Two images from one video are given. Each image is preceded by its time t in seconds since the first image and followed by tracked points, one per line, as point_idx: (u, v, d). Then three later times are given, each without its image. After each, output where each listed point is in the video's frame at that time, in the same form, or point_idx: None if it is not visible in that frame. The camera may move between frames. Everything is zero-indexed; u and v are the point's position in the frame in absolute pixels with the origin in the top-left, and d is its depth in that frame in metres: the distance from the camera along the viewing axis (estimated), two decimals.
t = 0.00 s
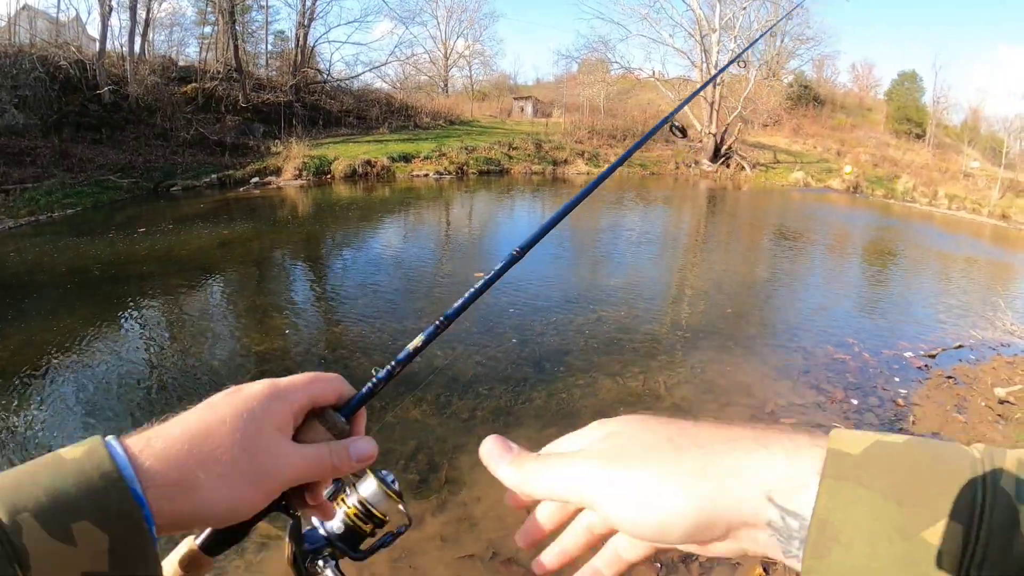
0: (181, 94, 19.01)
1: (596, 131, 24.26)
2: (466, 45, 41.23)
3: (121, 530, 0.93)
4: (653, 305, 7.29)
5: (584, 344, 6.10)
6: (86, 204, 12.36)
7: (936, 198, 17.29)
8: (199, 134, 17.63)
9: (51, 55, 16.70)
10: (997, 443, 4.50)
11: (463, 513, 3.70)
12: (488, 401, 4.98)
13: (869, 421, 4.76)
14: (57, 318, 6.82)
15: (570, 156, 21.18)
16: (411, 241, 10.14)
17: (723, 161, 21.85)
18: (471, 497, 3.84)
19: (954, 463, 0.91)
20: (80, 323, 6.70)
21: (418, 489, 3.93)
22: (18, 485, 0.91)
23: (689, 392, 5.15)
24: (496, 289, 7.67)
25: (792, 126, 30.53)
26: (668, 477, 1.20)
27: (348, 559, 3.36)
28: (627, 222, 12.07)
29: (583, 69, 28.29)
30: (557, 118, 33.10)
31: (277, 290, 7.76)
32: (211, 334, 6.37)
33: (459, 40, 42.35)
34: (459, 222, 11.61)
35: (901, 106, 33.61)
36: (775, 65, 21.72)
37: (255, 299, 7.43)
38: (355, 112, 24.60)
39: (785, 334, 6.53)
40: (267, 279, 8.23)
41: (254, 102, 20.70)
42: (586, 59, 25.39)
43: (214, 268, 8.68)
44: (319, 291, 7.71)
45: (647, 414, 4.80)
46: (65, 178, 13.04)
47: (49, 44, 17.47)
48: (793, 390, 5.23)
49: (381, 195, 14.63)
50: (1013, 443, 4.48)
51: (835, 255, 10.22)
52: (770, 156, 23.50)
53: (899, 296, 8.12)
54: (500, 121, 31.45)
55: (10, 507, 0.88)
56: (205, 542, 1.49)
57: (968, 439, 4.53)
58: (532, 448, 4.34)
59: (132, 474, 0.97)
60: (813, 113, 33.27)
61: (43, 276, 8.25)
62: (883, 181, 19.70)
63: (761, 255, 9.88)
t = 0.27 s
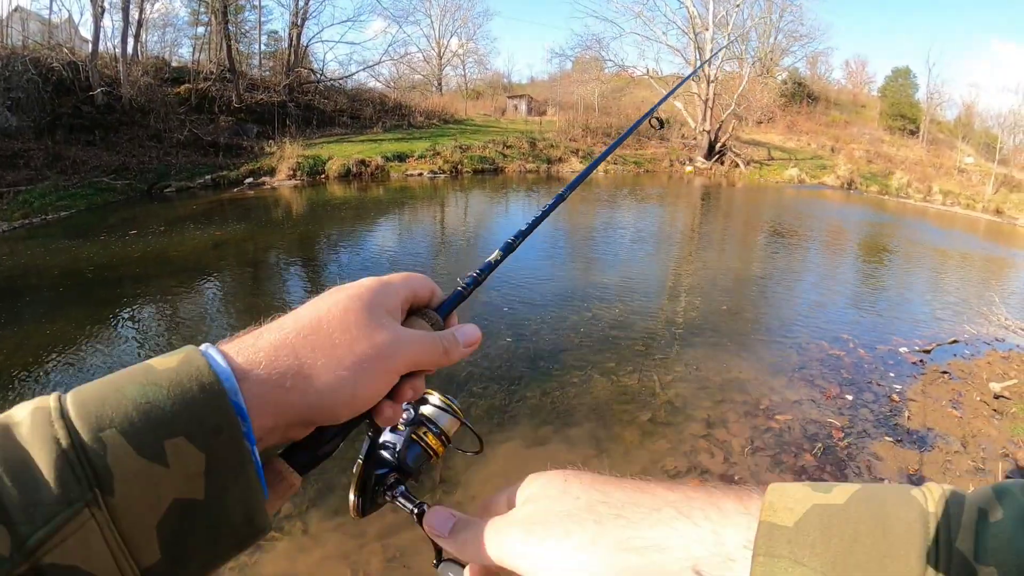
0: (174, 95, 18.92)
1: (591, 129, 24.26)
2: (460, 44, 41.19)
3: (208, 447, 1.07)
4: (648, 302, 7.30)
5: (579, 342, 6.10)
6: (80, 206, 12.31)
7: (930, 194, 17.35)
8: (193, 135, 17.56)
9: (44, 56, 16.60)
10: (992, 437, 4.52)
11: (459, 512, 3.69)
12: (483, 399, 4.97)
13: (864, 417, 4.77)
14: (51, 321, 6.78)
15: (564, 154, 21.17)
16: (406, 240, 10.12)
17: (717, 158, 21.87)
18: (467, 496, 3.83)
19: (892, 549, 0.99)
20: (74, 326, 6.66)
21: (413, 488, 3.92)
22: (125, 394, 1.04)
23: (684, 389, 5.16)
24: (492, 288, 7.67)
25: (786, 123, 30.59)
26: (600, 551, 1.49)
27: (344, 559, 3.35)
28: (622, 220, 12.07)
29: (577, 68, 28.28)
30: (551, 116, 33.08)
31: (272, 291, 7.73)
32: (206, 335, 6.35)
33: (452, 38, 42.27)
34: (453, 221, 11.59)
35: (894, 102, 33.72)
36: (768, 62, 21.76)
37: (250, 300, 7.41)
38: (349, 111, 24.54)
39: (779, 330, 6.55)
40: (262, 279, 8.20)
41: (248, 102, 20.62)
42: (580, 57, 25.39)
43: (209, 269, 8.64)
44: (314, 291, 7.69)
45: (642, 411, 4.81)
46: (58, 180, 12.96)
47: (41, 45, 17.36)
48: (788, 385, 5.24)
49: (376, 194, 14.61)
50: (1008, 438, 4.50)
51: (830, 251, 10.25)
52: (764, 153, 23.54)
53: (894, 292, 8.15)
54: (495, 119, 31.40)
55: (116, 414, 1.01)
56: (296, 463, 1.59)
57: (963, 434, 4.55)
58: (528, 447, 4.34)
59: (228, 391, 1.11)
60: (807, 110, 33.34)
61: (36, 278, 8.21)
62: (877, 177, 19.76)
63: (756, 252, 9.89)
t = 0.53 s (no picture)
0: (169, 95, 18.85)
1: (587, 127, 24.26)
2: (455, 43, 41.16)
3: (211, 454, 1.03)
4: (645, 300, 7.30)
5: (575, 340, 6.09)
6: (75, 207, 12.26)
7: (926, 190, 17.40)
8: (188, 135, 17.49)
9: (38, 58, 16.51)
10: (989, 432, 4.52)
11: (455, 511, 3.68)
12: (479, 398, 4.96)
13: (860, 413, 4.77)
14: (47, 324, 6.75)
15: (560, 153, 21.16)
16: (402, 240, 10.10)
17: (713, 155, 21.89)
18: (464, 495, 3.82)
19: (889, 565, 1.01)
20: (71, 328, 6.63)
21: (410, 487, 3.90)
22: (121, 400, 1.00)
23: (680, 386, 5.16)
24: (488, 287, 7.65)
25: (781, 120, 30.64)
26: None
27: (342, 559, 3.34)
28: (618, 217, 12.07)
29: (573, 66, 28.25)
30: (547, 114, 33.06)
31: (268, 291, 7.71)
32: (202, 337, 6.33)
33: (448, 37, 42.25)
34: (449, 220, 11.58)
35: (890, 98, 33.80)
36: (763, 59, 21.78)
37: (246, 300, 7.39)
38: (345, 110, 24.49)
39: (776, 326, 6.56)
40: (258, 280, 8.17)
41: (243, 102, 20.55)
42: (576, 55, 25.36)
43: (205, 270, 8.61)
44: (310, 291, 7.67)
45: (638, 408, 4.81)
46: (54, 182, 12.90)
47: (35, 47, 17.27)
48: (784, 382, 5.24)
49: (372, 193, 14.57)
50: (1005, 433, 4.50)
51: (826, 247, 10.26)
52: (760, 150, 23.56)
53: (890, 288, 8.16)
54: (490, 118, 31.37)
55: (112, 421, 0.98)
56: (306, 460, 1.51)
57: (960, 429, 4.55)
58: (525, 445, 4.33)
59: (234, 395, 1.07)
60: (803, 106, 33.40)
61: (30, 281, 8.17)
62: (872, 173, 19.81)
63: (752, 249, 9.89)
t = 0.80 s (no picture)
0: (164, 96, 18.78)
1: (583, 125, 24.25)
2: (451, 42, 41.12)
3: (184, 468, 1.03)
4: (641, 297, 7.30)
5: (572, 338, 6.09)
6: (71, 210, 12.21)
7: (921, 186, 17.45)
8: (183, 136, 17.43)
9: (32, 60, 16.43)
10: (986, 427, 4.53)
11: (453, 510, 3.67)
12: (476, 397, 4.96)
13: (857, 408, 4.78)
14: (44, 326, 6.72)
15: (556, 151, 21.15)
16: (398, 239, 10.08)
17: (709, 153, 21.91)
18: (462, 494, 3.81)
19: (912, 551, 1.08)
20: (68, 330, 6.60)
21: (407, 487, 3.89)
22: (91, 412, 1.00)
23: (677, 384, 5.16)
24: (485, 286, 7.65)
25: (777, 117, 30.68)
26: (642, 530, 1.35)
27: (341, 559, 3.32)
28: (615, 215, 12.08)
29: (569, 65, 28.26)
30: (543, 113, 33.06)
31: (264, 292, 7.69)
32: (200, 338, 6.31)
33: (442, 36, 42.19)
34: (446, 220, 11.56)
35: (885, 95, 33.89)
36: (759, 57, 21.81)
37: (243, 301, 7.37)
38: (340, 111, 24.44)
39: (773, 323, 6.56)
40: (255, 280, 8.15)
41: (238, 103, 20.49)
42: (571, 54, 25.36)
43: (202, 271, 8.59)
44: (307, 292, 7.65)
45: (635, 405, 4.81)
46: (49, 184, 12.85)
47: (29, 49, 17.18)
48: (781, 378, 5.25)
49: (368, 193, 14.55)
50: (1001, 427, 4.52)
51: (823, 244, 10.27)
52: (756, 147, 23.59)
53: (887, 284, 8.17)
54: (486, 117, 31.33)
55: (80, 435, 0.97)
56: (292, 468, 1.50)
57: (957, 424, 4.56)
58: (524, 443, 4.33)
59: (207, 403, 1.06)
60: (798, 104, 33.46)
61: (26, 284, 8.13)
62: (868, 170, 19.86)
63: (749, 246, 9.90)
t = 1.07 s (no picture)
0: (158, 98, 18.70)
1: (578, 124, 24.27)
2: (445, 41, 41.12)
3: None
4: (637, 296, 7.30)
5: (568, 337, 6.09)
6: (65, 213, 12.16)
7: (915, 183, 17.52)
8: (178, 138, 17.37)
9: (25, 62, 16.34)
10: (982, 423, 4.54)
11: (449, 512, 3.65)
12: (472, 397, 4.94)
13: (853, 405, 4.79)
14: (38, 330, 6.67)
15: (551, 150, 21.16)
16: (394, 240, 10.06)
17: (704, 151, 21.96)
18: (458, 495, 3.80)
19: None
20: (62, 334, 6.56)
21: (403, 488, 3.87)
22: None
23: (673, 382, 5.16)
24: (480, 286, 7.64)
25: (772, 114, 30.76)
26: None
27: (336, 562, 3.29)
28: (610, 214, 12.07)
29: (563, 64, 28.27)
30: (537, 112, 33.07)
31: (259, 293, 7.66)
32: (196, 340, 6.28)
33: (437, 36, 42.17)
34: (441, 219, 11.55)
35: (879, 92, 34.04)
36: (753, 54, 21.85)
37: (237, 303, 7.34)
38: (335, 111, 24.41)
39: (768, 320, 6.57)
40: (250, 282, 8.12)
41: (232, 104, 20.43)
42: (566, 53, 25.38)
43: (197, 273, 8.55)
44: (302, 292, 7.63)
45: (631, 404, 4.80)
46: (43, 187, 12.78)
47: (22, 51, 17.08)
48: (777, 376, 5.25)
49: (363, 194, 14.52)
50: (997, 423, 4.53)
51: (818, 241, 10.29)
52: (750, 145, 23.65)
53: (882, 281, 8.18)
54: (481, 116, 31.33)
55: None
56: None
57: (953, 420, 4.57)
58: (520, 443, 4.32)
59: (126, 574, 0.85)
60: (792, 101, 33.57)
61: (20, 288, 8.06)
62: (862, 167, 19.93)
63: (744, 244, 9.91)
